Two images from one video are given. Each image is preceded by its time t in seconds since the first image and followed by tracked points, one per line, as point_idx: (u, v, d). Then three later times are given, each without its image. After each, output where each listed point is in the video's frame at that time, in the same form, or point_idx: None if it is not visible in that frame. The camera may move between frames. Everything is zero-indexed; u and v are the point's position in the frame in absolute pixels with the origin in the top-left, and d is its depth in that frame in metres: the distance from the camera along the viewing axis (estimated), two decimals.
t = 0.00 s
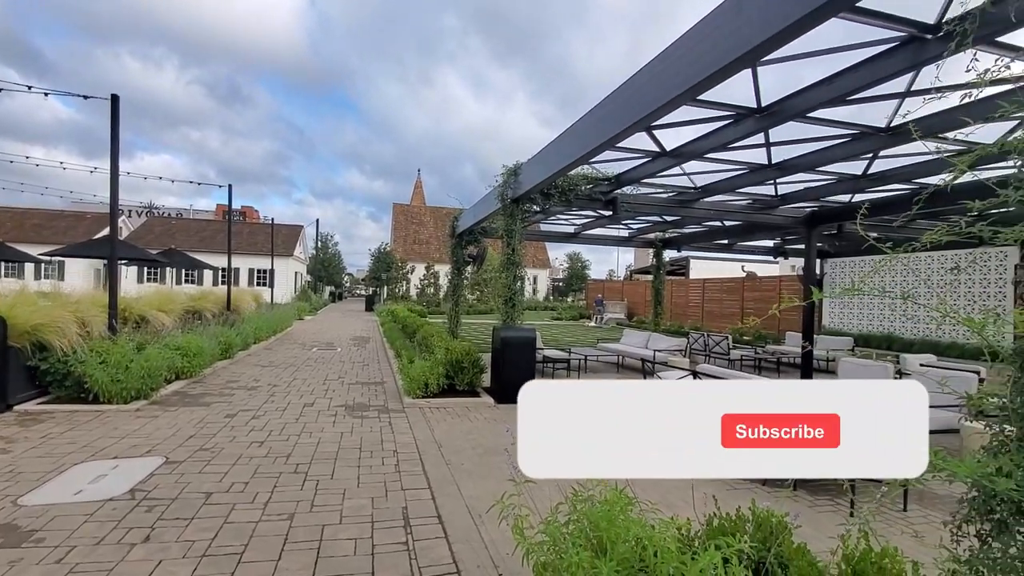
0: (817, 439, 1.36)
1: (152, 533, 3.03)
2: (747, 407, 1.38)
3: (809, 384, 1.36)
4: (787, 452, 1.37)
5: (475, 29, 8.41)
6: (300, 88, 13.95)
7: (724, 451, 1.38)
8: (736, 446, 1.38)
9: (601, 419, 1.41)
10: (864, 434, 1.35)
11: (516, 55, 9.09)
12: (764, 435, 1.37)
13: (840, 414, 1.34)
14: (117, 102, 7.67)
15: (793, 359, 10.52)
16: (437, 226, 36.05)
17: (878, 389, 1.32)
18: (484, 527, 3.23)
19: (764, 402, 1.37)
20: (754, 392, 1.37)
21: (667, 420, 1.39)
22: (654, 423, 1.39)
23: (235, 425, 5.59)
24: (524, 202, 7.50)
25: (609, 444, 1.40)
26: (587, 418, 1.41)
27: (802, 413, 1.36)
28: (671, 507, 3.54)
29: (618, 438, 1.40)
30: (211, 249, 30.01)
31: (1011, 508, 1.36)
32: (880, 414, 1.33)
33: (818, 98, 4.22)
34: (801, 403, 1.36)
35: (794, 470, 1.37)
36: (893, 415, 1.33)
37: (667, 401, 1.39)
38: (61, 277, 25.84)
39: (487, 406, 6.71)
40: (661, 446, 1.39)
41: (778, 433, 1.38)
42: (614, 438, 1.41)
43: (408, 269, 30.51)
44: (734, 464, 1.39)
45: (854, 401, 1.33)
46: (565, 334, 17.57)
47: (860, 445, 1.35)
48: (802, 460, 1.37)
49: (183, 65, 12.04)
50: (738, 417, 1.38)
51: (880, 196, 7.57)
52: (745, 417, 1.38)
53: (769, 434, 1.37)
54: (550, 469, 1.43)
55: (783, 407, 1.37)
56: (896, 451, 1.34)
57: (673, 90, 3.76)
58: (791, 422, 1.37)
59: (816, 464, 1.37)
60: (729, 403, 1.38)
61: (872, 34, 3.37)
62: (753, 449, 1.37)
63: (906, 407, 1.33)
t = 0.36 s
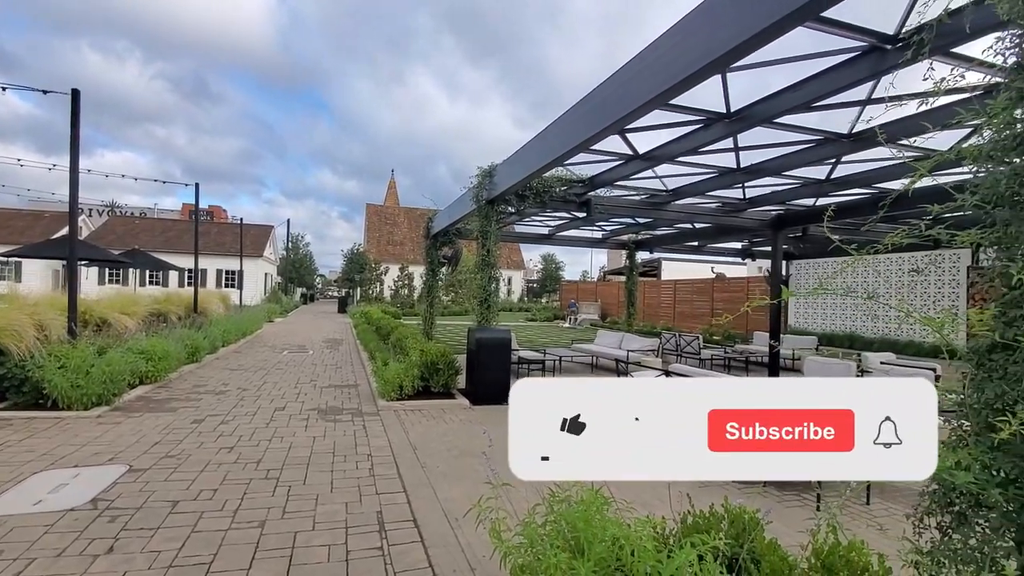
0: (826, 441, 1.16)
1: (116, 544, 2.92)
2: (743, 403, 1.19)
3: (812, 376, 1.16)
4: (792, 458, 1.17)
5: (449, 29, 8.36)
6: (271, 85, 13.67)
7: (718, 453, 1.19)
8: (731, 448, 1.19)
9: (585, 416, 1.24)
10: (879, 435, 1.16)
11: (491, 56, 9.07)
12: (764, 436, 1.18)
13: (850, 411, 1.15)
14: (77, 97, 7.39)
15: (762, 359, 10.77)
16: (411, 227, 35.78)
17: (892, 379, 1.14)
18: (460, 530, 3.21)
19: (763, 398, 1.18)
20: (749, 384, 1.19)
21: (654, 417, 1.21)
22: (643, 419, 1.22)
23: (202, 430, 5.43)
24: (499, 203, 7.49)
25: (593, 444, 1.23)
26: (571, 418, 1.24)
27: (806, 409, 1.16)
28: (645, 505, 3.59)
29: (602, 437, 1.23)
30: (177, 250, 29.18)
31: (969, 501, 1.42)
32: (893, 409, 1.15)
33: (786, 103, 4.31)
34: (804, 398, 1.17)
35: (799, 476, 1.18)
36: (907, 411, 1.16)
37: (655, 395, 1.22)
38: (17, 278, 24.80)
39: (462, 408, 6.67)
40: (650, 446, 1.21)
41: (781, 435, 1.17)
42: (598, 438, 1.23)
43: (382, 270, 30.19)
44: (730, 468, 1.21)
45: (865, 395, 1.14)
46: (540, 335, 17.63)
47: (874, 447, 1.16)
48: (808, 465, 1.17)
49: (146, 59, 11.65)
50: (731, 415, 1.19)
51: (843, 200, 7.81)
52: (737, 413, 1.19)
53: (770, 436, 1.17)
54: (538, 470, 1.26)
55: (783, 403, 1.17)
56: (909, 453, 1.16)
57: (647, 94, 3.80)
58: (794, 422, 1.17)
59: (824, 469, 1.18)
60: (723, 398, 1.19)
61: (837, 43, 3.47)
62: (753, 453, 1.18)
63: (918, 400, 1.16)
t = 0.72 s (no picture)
0: (826, 441, 1.15)
1: (81, 553, 2.83)
2: (743, 403, 1.18)
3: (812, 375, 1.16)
4: (792, 458, 1.15)
5: (427, 28, 8.32)
6: (245, 81, 13.42)
7: (719, 453, 1.18)
8: (732, 447, 1.18)
9: (587, 416, 1.20)
10: (880, 435, 1.15)
11: (469, 56, 9.06)
12: (764, 436, 1.16)
13: (850, 411, 1.14)
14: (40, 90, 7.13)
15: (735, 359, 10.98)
16: (388, 228, 35.48)
17: (891, 378, 1.14)
18: (437, 533, 3.19)
19: (764, 397, 1.16)
20: (749, 383, 1.17)
21: (657, 416, 1.19)
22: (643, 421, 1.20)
23: (172, 435, 5.29)
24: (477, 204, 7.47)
25: (595, 443, 1.20)
26: (570, 418, 1.21)
27: (806, 409, 1.15)
28: (622, 504, 3.62)
29: (603, 438, 1.20)
30: (145, 250, 28.39)
31: (932, 495, 1.47)
32: (893, 408, 1.15)
33: (758, 109, 4.41)
34: (804, 398, 1.15)
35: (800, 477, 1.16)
36: (906, 411, 1.16)
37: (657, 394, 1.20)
38: None
39: (440, 410, 6.64)
40: (654, 446, 1.19)
41: (782, 435, 1.16)
42: (599, 438, 1.20)
43: (358, 271, 29.87)
44: (728, 469, 1.19)
45: (866, 395, 1.14)
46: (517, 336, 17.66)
47: (875, 446, 1.15)
48: (809, 465, 1.16)
49: (114, 52, 11.31)
50: (731, 414, 1.18)
51: (813, 203, 8.01)
52: (737, 413, 1.18)
53: (771, 436, 1.16)
54: (539, 470, 1.22)
55: (785, 403, 1.15)
56: (910, 453, 1.15)
57: (624, 97, 3.82)
58: (794, 421, 1.16)
59: (824, 470, 1.16)
60: (724, 397, 1.18)
61: (808, 51, 3.55)
62: (754, 452, 1.16)
63: (915, 399, 1.16)
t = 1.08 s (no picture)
0: (826, 440, 1.17)
1: (44, 562, 2.74)
2: (745, 404, 1.19)
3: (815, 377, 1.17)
4: (792, 457, 1.17)
5: (406, 26, 8.25)
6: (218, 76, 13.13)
7: (718, 452, 1.19)
8: (731, 447, 1.19)
9: (588, 415, 1.19)
10: (879, 435, 1.17)
11: (448, 56, 9.02)
12: (764, 436, 1.17)
13: (850, 411, 1.15)
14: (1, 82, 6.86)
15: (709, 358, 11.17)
16: (365, 227, 35.11)
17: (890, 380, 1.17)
18: (414, 536, 3.17)
19: (763, 397, 1.17)
20: (752, 384, 1.18)
21: (657, 417, 1.19)
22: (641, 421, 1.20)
23: (140, 440, 5.14)
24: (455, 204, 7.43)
25: (596, 443, 1.19)
26: (570, 417, 1.21)
27: (805, 409, 1.17)
28: (599, 503, 3.65)
29: (604, 439, 1.19)
30: (112, 248, 27.55)
31: (898, 490, 1.49)
32: (892, 408, 1.17)
33: (732, 113, 4.49)
34: (806, 398, 1.17)
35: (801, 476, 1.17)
36: (905, 411, 1.18)
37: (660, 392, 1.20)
38: None
39: (417, 411, 6.60)
40: (654, 445, 1.19)
41: (781, 435, 1.17)
42: (600, 438, 1.19)
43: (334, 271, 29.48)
44: (729, 469, 1.19)
45: (866, 396, 1.16)
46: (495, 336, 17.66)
47: (875, 446, 1.17)
48: (807, 464, 1.17)
49: (80, 44, 10.96)
50: (731, 414, 1.19)
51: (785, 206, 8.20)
52: (737, 413, 1.19)
53: (770, 436, 1.17)
54: (539, 470, 1.21)
55: (782, 404, 1.17)
56: (911, 453, 1.18)
57: (602, 99, 3.84)
58: (794, 422, 1.18)
59: (826, 470, 1.18)
60: (724, 395, 1.20)
61: (778, 57, 3.64)
62: (752, 450, 1.17)
63: (913, 400, 1.19)
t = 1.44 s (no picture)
0: (827, 441, 1.24)
1: None
2: (748, 405, 1.25)
3: (818, 380, 1.24)
4: (793, 456, 1.23)
5: (383, 21, 8.16)
6: (187, 69, 12.79)
7: (718, 452, 1.25)
8: (731, 447, 1.25)
9: (587, 415, 1.25)
10: (879, 435, 1.25)
11: (425, 53, 8.95)
12: (763, 436, 1.24)
13: (850, 412, 1.23)
14: None
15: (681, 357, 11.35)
16: (339, 226, 34.62)
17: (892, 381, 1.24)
18: (387, 538, 3.13)
19: (758, 398, 1.24)
20: (755, 386, 1.23)
21: (657, 417, 1.25)
22: (641, 422, 1.25)
23: (103, 443, 4.97)
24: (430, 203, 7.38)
25: (595, 444, 1.25)
26: (572, 418, 1.26)
27: (806, 411, 1.24)
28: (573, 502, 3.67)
29: (605, 438, 1.25)
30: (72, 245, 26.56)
31: (861, 483, 1.54)
32: (893, 408, 1.25)
33: (704, 116, 4.57)
34: (808, 400, 1.23)
35: (798, 475, 1.24)
36: (906, 412, 1.27)
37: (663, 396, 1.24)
38: None
39: (391, 411, 6.53)
40: (655, 445, 1.25)
41: (781, 435, 1.24)
42: (600, 438, 1.26)
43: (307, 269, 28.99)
44: (734, 469, 1.25)
45: (868, 398, 1.24)
46: (470, 335, 17.61)
47: (875, 446, 1.25)
48: (806, 462, 1.24)
49: (40, 32, 10.53)
50: (732, 415, 1.25)
51: (755, 208, 8.39)
52: (737, 414, 1.25)
53: (770, 436, 1.24)
54: (539, 470, 1.27)
55: (787, 407, 1.23)
56: (911, 453, 1.26)
57: (578, 98, 3.85)
58: (795, 422, 1.24)
59: (829, 469, 1.25)
60: (726, 399, 1.25)
61: (748, 63, 3.72)
62: (753, 450, 1.24)
63: (915, 402, 1.26)
